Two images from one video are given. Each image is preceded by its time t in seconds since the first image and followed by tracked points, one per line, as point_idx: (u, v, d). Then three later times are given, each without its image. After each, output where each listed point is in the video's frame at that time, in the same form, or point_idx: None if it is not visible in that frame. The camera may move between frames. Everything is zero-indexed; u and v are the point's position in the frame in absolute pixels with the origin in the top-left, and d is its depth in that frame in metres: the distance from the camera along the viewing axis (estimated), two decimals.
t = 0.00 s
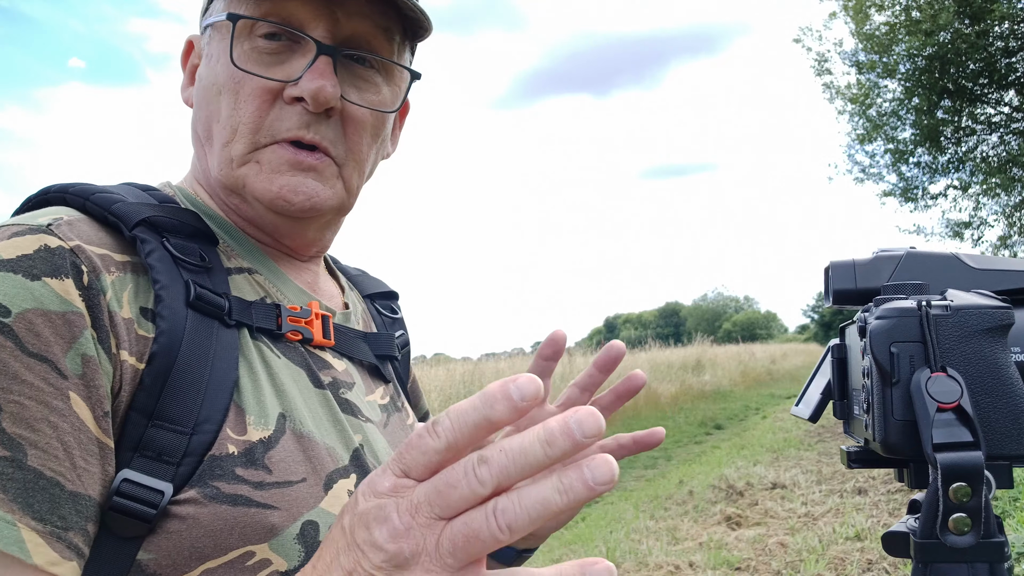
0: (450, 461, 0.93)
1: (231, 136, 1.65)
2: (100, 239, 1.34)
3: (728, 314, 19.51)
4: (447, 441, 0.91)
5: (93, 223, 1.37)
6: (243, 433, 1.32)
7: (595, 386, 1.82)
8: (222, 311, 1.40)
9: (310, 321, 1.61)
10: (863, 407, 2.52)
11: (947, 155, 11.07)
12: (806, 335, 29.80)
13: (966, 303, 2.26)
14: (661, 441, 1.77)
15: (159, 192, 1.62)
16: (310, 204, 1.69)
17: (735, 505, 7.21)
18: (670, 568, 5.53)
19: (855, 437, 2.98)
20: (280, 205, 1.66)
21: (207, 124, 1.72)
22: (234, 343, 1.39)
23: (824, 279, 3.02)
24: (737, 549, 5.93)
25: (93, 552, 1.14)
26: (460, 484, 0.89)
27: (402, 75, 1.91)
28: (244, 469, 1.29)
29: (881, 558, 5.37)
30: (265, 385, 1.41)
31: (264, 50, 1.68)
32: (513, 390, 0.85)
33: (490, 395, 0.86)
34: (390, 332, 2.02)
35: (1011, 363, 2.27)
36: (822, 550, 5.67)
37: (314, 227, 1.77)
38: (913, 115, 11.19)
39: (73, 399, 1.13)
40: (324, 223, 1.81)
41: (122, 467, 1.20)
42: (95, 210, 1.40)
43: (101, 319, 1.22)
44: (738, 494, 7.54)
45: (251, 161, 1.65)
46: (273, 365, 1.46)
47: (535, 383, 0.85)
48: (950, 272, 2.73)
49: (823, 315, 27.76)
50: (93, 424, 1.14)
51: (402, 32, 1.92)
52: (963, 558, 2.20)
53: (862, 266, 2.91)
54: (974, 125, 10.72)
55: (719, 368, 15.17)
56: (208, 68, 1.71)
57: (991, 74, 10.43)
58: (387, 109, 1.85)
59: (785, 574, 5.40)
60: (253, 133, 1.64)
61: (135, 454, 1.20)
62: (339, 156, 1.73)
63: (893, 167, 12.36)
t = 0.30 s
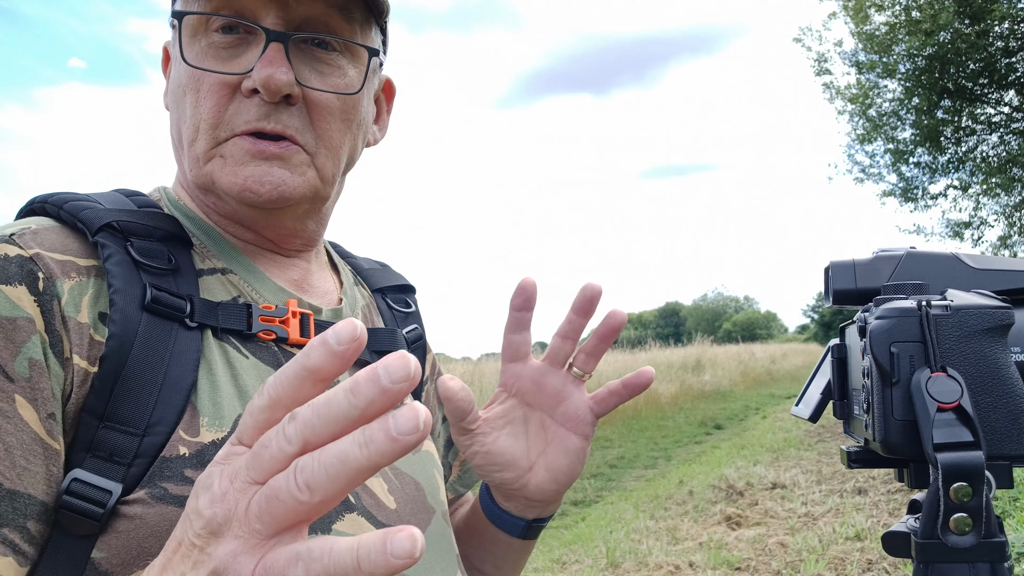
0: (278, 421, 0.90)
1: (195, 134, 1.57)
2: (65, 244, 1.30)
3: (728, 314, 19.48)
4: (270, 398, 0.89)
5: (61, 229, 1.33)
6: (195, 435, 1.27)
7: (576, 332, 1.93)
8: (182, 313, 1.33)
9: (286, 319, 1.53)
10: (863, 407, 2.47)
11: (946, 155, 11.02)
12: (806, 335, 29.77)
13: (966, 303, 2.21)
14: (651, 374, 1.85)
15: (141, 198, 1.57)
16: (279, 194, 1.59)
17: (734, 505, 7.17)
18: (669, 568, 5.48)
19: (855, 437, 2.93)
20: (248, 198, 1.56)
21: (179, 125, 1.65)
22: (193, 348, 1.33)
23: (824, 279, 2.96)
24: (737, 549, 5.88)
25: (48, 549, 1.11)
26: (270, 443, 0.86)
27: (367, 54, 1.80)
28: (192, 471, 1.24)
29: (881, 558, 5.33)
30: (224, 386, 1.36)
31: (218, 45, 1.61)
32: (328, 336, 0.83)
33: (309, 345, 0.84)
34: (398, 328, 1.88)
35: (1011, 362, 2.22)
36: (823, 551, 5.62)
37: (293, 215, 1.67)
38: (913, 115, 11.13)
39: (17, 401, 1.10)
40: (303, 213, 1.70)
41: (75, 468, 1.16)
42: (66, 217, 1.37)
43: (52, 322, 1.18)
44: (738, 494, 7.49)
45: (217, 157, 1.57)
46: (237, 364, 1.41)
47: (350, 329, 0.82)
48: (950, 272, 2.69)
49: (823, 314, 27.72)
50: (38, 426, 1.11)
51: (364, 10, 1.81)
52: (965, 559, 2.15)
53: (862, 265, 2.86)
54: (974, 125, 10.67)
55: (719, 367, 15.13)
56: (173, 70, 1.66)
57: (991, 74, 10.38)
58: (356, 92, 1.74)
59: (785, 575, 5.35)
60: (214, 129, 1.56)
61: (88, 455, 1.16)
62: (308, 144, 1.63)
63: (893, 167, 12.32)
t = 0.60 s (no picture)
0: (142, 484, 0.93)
1: (209, 159, 1.58)
2: (71, 246, 1.31)
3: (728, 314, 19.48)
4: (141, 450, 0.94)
5: (68, 230, 1.35)
6: (202, 432, 1.28)
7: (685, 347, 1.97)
8: (189, 311, 1.35)
9: (292, 317, 1.53)
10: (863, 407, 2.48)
11: (946, 155, 11.01)
12: (805, 335, 29.76)
13: (966, 303, 2.23)
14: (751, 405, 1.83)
15: (148, 200, 1.58)
16: (297, 218, 1.60)
17: (735, 505, 7.18)
18: (669, 568, 5.50)
19: (855, 437, 2.95)
20: (267, 224, 1.58)
21: (188, 145, 1.65)
22: (200, 346, 1.34)
23: (824, 279, 2.96)
24: (738, 549, 5.89)
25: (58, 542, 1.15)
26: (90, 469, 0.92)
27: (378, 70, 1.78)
28: (201, 468, 1.25)
29: (881, 557, 5.36)
30: (230, 383, 1.36)
31: (226, 68, 1.59)
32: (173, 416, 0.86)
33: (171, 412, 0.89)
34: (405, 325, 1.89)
35: (1011, 363, 2.24)
36: (823, 550, 5.64)
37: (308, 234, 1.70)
38: (913, 115, 11.11)
39: (5, 401, 1.11)
40: (316, 229, 1.72)
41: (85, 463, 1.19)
42: (74, 219, 1.38)
43: (51, 323, 1.19)
44: (738, 494, 7.51)
45: (232, 182, 1.58)
46: (243, 362, 1.41)
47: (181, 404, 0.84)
48: (949, 272, 2.70)
49: (822, 315, 27.73)
50: (20, 426, 1.12)
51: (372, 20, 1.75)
52: (964, 558, 2.17)
53: (862, 265, 2.86)
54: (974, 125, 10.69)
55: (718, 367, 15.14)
56: (179, 89, 1.64)
57: (990, 73, 10.45)
58: (367, 109, 1.74)
59: (785, 574, 5.37)
60: (228, 156, 1.57)
61: (97, 451, 1.18)
62: (322, 166, 1.64)
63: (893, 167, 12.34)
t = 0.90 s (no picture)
0: None
1: (221, 169, 1.56)
2: (72, 246, 1.28)
3: (728, 314, 19.45)
4: None
5: (71, 229, 1.34)
6: (207, 439, 1.26)
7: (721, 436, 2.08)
8: (197, 314, 1.33)
9: (301, 318, 1.51)
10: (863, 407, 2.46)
11: (947, 155, 10.99)
12: (805, 335, 29.73)
13: (966, 304, 2.21)
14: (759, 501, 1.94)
15: (152, 196, 1.56)
16: (313, 232, 1.58)
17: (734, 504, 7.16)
18: (669, 568, 5.48)
19: (855, 437, 2.93)
20: (282, 236, 1.57)
21: (198, 149, 1.62)
22: (206, 350, 1.32)
23: (824, 279, 2.92)
24: (737, 549, 5.87)
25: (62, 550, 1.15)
26: None
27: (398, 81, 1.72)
28: (204, 476, 1.23)
29: (881, 557, 5.35)
30: (236, 389, 1.34)
31: (242, 80, 1.53)
32: None
33: None
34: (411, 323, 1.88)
35: (1011, 363, 2.22)
36: (823, 551, 5.63)
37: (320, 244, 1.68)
38: (913, 115, 11.09)
39: None
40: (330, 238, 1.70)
41: (88, 470, 1.18)
42: (78, 217, 1.36)
43: (49, 329, 1.17)
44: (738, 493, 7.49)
45: (245, 196, 1.55)
46: (250, 367, 1.39)
47: None
48: (950, 272, 2.68)
49: (822, 315, 27.71)
50: (13, 437, 1.11)
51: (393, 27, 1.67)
52: (965, 558, 2.15)
53: (862, 265, 2.82)
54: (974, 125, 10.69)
55: (718, 367, 15.12)
56: (191, 92, 1.60)
57: (990, 73, 10.45)
58: (385, 120, 1.69)
59: (785, 574, 5.35)
60: (242, 169, 1.55)
61: (100, 458, 1.18)
62: (339, 180, 1.61)
63: (893, 167, 12.32)
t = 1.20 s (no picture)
0: None
1: (231, 164, 1.53)
2: (77, 246, 1.26)
3: (728, 314, 19.40)
4: None
5: (75, 229, 1.31)
6: (216, 445, 1.24)
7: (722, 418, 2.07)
8: (204, 317, 1.31)
9: (308, 320, 1.49)
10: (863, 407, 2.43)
11: (946, 155, 10.96)
12: (805, 335, 29.69)
13: (966, 303, 2.19)
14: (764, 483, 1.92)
15: (156, 193, 1.54)
16: (322, 231, 1.56)
17: (734, 505, 7.14)
18: (669, 568, 5.46)
19: (855, 437, 2.91)
20: (291, 235, 1.54)
21: (205, 143, 1.59)
22: (214, 354, 1.30)
23: (824, 279, 2.90)
24: (737, 549, 5.84)
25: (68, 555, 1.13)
26: None
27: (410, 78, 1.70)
28: (214, 482, 1.21)
29: (881, 557, 5.33)
30: (245, 393, 1.32)
31: (256, 71, 1.51)
32: None
33: None
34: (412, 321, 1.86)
35: (1011, 363, 2.20)
36: (823, 551, 5.61)
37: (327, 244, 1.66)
38: (913, 115, 11.07)
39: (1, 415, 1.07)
40: (336, 239, 1.68)
41: (95, 476, 1.16)
42: (81, 216, 1.34)
43: (55, 332, 1.15)
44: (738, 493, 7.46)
45: (256, 192, 1.53)
46: (258, 370, 1.37)
47: None
48: (950, 273, 2.66)
49: (822, 315, 27.68)
50: (20, 443, 1.09)
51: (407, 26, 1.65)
52: (964, 558, 2.12)
53: (862, 265, 2.80)
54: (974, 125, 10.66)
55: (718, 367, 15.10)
56: (200, 85, 1.57)
57: (990, 73, 10.43)
58: (395, 119, 1.68)
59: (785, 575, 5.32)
60: (253, 164, 1.52)
61: (108, 464, 1.16)
62: (349, 179, 1.59)
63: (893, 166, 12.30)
